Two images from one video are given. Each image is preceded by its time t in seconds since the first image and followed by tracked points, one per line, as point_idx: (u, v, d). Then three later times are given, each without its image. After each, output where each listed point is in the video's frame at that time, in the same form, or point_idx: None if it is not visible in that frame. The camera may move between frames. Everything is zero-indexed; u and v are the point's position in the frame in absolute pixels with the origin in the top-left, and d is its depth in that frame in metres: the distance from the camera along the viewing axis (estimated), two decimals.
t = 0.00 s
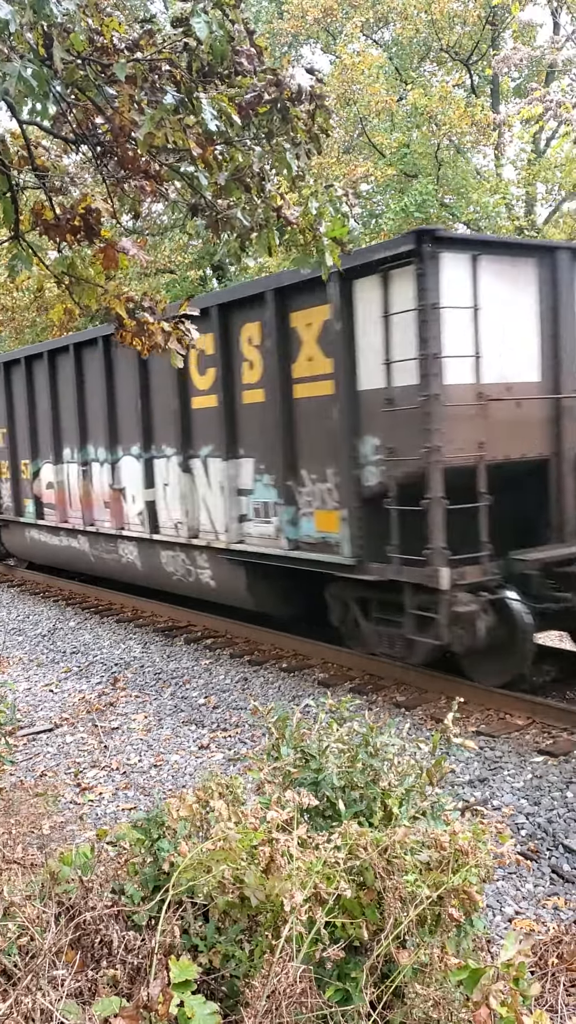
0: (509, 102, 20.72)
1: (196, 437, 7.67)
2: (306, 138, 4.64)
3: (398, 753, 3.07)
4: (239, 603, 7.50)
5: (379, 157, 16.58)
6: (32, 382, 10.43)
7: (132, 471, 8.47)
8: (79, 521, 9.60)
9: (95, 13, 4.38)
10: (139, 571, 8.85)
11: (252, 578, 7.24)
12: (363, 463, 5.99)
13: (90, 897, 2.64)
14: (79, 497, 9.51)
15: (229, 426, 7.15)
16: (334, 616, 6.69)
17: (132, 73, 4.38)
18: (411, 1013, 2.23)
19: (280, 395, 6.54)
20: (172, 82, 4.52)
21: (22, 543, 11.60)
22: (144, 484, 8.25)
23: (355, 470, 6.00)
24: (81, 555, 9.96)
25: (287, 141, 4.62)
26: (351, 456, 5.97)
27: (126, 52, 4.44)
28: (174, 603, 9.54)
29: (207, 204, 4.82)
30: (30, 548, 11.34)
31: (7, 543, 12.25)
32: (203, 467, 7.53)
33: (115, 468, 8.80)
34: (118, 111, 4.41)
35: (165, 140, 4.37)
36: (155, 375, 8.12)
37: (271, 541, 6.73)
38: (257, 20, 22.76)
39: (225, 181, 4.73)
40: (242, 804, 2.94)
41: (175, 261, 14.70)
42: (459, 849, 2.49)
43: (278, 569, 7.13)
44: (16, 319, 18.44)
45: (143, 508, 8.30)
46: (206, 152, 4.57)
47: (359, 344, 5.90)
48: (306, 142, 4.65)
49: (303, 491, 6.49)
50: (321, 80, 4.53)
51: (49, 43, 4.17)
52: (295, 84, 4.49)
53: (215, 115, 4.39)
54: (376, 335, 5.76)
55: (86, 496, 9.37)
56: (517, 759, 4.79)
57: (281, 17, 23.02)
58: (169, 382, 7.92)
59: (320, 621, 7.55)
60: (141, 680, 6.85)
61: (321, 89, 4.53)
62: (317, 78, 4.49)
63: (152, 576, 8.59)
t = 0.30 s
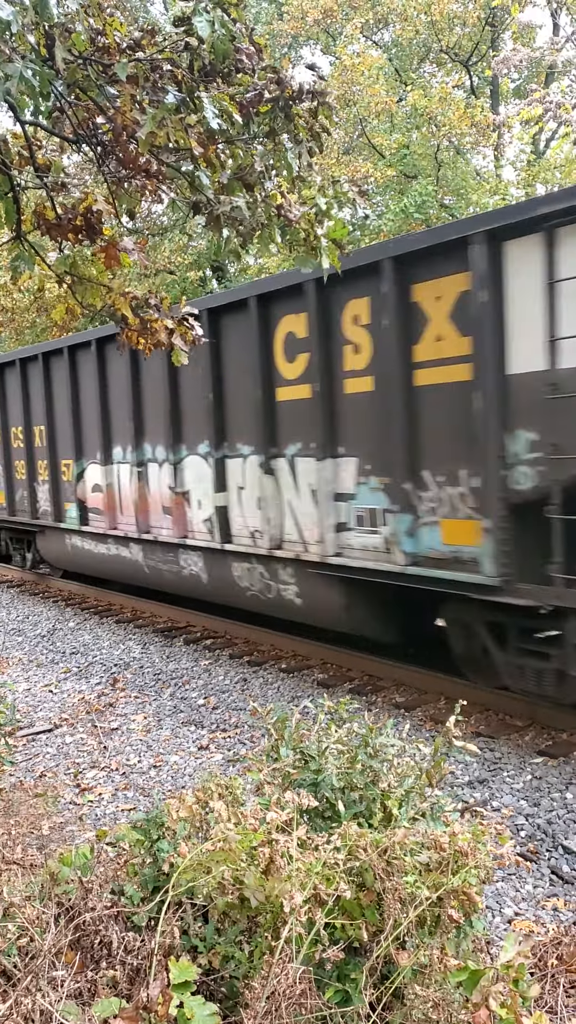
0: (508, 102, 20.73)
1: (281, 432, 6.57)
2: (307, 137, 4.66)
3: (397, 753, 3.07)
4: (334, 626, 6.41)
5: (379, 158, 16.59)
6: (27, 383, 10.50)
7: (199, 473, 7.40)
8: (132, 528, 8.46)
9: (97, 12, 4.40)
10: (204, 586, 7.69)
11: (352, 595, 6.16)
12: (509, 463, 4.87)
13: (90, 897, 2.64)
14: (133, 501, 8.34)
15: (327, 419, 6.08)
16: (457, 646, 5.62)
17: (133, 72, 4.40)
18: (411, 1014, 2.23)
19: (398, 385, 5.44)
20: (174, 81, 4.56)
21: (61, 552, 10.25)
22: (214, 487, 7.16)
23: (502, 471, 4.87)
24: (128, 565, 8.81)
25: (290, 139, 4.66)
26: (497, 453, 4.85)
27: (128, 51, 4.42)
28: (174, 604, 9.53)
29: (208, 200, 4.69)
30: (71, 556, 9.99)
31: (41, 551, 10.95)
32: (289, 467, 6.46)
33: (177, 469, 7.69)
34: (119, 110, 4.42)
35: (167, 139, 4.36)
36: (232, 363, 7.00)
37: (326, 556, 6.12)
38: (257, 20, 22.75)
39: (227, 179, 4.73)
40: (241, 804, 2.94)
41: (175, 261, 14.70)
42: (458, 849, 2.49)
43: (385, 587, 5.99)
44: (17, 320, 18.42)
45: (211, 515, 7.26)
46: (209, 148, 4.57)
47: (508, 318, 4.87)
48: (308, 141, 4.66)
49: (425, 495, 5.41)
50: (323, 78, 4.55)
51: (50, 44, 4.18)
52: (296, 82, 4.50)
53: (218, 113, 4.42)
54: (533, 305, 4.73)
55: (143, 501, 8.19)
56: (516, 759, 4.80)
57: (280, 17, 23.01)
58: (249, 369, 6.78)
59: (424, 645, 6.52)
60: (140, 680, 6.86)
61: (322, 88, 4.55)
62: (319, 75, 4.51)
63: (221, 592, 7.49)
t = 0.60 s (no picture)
0: (507, 102, 20.73)
1: (396, 425, 5.52)
2: (305, 137, 4.68)
3: (397, 753, 3.07)
4: (464, 655, 5.51)
5: (379, 158, 16.59)
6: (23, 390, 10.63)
7: (286, 475, 6.46)
8: (200, 536, 7.50)
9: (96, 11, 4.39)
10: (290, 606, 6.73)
11: (487, 621, 5.24)
12: None
13: (88, 898, 2.64)
14: (201, 506, 7.39)
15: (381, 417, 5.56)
16: None
17: (132, 73, 4.45)
18: (409, 1014, 2.24)
19: (569, 364, 4.39)
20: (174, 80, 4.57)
21: (106, 562, 9.31)
22: (305, 489, 6.22)
23: None
24: (191, 578, 7.87)
25: (288, 139, 4.63)
26: None
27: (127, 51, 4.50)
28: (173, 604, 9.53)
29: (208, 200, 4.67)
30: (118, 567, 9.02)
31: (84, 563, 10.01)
32: (406, 468, 5.44)
33: (256, 469, 6.73)
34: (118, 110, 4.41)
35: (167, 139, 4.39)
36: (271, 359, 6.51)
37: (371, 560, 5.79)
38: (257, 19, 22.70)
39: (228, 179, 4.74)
40: (240, 805, 2.94)
41: (174, 261, 14.70)
42: (457, 850, 2.49)
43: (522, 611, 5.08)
44: (16, 321, 18.43)
45: (301, 523, 6.34)
46: (208, 148, 4.69)
47: None
48: (306, 141, 4.69)
49: None
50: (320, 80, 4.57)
51: (49, 45, 4.18)
52: (292, 84, 4.53)
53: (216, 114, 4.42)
54: None
55: (213, 506, 7.26)
56: (515, 760, 4.81)
57: (279, 17, 23.00)
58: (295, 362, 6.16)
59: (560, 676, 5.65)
60: (139, 680, 6.86)
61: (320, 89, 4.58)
62: (317, 77, 4.53)
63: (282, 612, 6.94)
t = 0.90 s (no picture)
0: (506, 103, 20.73)
1: (564, 417, 4.58)
2: (304, 138, 4.66)
3: (396, 754, 3.08)
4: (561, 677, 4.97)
5: (378, 158, 16.59)
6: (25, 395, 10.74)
7: (399, 476, 5.64)
8: (286, 542, 6.67)
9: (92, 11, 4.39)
10: (398, 628, 5.97)
11: None
12: None
13: (88, 898, 2.64)
14: (287, 509, 6.58)
15: (366, 418, 5.83)
16: None
17: (129, 73, 4.40)
18: (409, 1014, 2.24)
19: None
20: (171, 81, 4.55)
21: (164, 571, 8.50)
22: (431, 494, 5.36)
23: None
24: (271, 593, 7.10)
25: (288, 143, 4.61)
26: None
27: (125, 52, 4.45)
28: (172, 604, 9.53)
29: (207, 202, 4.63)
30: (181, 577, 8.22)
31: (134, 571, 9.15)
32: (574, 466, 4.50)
33: (361, 469, 5.90)
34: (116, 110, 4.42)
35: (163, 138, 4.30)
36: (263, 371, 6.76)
37: (401, 563, 5.71)
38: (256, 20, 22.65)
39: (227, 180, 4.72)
40: (239, 805, 2.94)
41: (173, 261, 14.69)
42: (456, 850, 2.49)
43: None
44: (15, 321, 18.42)
45: (419, 532, 5.54)
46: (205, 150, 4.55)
47: None
48: (305, 141, 4.67)
49: None
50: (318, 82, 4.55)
51: (48, 44, 4.18)
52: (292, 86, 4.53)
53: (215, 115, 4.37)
54: None
55: (301, 510, 6.47)
56: (514, 759, 4.81)
57: (279, 17, 22.99)
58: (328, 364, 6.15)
59: None
60: (138, 680, 6.86)
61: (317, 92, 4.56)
62: (315, 79, 4.52)
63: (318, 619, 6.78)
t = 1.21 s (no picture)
0: (506, 103, 20.71)
1: None
2: (303, 139, 4.69)
3: (395, 753, 3.07)
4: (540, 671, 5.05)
5: (377, 157, 16.59)
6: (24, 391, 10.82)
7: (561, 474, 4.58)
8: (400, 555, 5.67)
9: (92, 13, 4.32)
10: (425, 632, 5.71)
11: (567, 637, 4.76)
12: None
13: (88, 897, 2.64)
14: (405, 517, 5.56)
15: (347, 416, 5.95)
16: None
17: (128, 74, 4.35)
18: (409, 1014, 2.24)
19: None
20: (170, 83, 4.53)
21: (236, 584, 7.51)
22: None
23: None
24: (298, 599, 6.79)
25: (287, 142, 4.67)
26: None
27: (124, 53, 4.42)
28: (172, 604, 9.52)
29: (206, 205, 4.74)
30: (256, 593, 7.26)
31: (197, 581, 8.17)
32: None
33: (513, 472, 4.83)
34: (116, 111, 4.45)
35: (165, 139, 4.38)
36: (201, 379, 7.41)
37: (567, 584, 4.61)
38: (255, 20, 22.60)
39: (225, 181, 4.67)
40: (239, 805, 2.94)
41: (172, 261, 14.69)
42: (456, 849, 2.49)
43: None
44: (14, 321, 18.39)
45: None
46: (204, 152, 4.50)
47: None
48: (304, 142, 4.70)
49: None
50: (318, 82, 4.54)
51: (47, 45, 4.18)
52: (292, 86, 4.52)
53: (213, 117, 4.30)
54: None
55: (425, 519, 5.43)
56: (514, 759, 4.80)
57: (277, 16, 22.96)
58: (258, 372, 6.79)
59: None
60: (138, 680, 6.86)
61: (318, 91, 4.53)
62: (315, 79, 4.49)
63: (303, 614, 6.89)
